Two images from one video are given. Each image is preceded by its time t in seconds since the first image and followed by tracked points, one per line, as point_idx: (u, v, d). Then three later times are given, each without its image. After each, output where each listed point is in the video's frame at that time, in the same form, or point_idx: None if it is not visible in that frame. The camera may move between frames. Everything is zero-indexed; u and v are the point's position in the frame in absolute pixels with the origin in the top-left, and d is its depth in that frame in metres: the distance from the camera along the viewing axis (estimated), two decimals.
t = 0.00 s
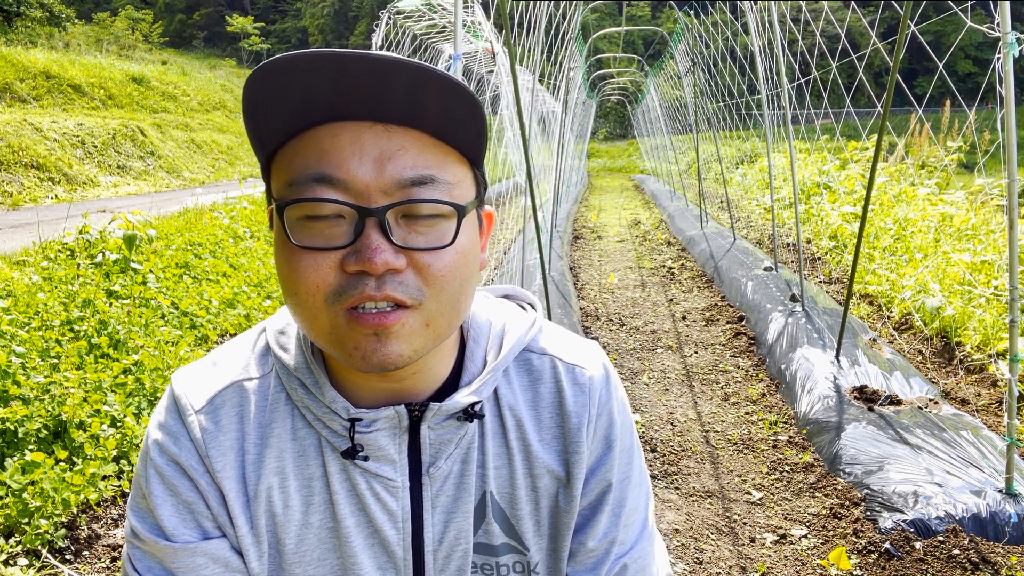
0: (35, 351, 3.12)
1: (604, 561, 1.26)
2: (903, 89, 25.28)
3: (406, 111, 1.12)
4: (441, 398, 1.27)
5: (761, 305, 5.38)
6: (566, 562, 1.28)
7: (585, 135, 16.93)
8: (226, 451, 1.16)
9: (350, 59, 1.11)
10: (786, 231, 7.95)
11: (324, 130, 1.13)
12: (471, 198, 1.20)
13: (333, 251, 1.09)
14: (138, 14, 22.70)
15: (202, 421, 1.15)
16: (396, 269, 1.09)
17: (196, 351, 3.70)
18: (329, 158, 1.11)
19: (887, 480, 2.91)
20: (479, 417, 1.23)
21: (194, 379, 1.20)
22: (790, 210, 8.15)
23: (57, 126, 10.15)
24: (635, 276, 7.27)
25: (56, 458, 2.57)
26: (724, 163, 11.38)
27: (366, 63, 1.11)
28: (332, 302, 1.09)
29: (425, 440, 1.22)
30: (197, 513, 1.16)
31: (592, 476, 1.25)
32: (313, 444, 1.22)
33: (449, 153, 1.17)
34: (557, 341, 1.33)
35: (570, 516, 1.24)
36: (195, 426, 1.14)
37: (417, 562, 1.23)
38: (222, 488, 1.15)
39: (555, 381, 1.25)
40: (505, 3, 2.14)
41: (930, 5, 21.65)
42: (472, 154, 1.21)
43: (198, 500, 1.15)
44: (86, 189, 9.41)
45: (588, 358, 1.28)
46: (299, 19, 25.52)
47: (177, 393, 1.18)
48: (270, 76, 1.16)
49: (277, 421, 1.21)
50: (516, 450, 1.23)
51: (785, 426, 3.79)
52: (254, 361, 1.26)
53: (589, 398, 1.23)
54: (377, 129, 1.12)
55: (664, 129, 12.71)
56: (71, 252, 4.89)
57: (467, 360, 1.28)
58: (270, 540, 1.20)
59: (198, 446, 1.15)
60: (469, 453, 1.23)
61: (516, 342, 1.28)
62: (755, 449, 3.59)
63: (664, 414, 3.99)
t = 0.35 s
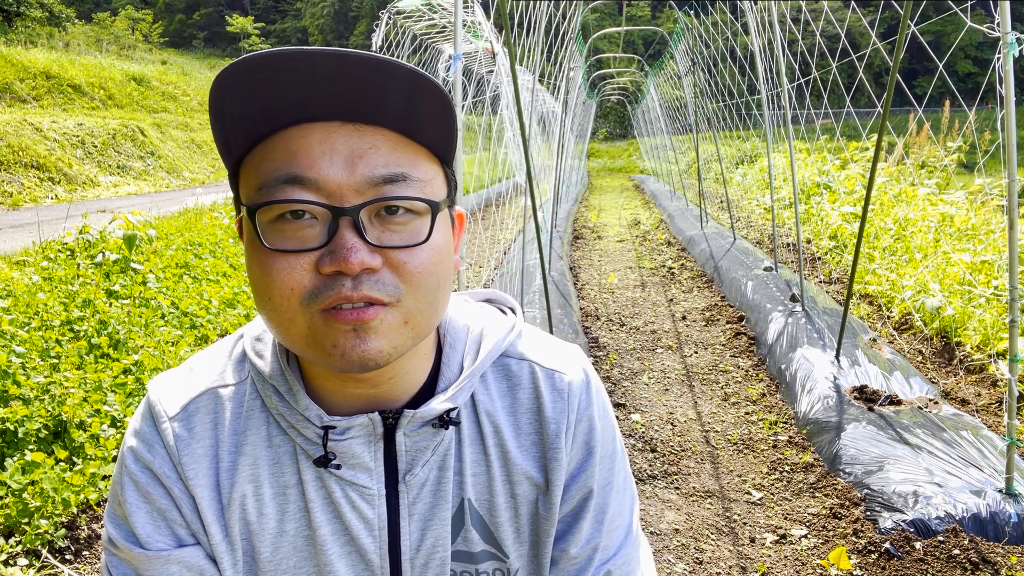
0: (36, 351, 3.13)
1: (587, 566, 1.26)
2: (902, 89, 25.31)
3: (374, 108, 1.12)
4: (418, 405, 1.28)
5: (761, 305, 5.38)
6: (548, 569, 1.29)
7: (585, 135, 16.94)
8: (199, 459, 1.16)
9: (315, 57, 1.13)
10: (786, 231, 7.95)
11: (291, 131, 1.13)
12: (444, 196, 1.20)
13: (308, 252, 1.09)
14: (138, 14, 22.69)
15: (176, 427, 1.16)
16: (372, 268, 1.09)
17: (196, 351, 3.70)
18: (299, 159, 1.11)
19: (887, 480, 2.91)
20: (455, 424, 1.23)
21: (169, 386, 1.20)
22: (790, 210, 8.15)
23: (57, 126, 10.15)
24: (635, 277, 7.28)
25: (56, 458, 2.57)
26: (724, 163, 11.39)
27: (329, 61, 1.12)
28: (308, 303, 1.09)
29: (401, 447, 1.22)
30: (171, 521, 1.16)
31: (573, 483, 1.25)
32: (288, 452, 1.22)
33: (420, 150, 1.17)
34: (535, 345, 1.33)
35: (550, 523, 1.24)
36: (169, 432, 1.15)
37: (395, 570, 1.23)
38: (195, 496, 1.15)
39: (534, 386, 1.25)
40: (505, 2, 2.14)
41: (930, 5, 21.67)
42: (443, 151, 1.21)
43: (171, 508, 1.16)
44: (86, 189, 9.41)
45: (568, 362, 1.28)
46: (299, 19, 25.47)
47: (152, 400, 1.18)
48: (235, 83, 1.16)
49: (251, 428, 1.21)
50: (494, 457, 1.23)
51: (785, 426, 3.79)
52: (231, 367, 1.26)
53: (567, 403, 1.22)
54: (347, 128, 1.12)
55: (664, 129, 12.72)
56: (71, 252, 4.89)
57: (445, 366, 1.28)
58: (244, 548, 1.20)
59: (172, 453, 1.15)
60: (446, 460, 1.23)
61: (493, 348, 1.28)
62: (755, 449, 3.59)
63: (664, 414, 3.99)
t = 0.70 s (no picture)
0: (36, 352, 3.13)
1: (587, 569, 1.26)
2: (902, 89, 25.34)
3: (381, 123, 1.10)
4: (422, 404, 1.27)
5: (761, 305, 5.38)
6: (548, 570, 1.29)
7: (585, 135, 16.94)
8: (205, 453, 1.16)
9: (322, 71, 1.09)
10: (786, 231, 7.95)
11: (299, 142, 1.12)
12: (450, 205, 1.19)
13: (313, 264, 1.09)
14: (138, 14, 22.69)
15: (182, 422, 1.16)
16: (376, 282, 1.09)
17: (196, 351, 3.70)
18: (306, 170, 1.10)
19: (887, 480, 2.91)
20: (458, 424, 1.23)
21: (177, 381, 1.20)
22: (790, 210, 8.15)
23: (57, 126, 10.15)
24: (635, 276, 7.27)
25: (56, 458, 2.57)
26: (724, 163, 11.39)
27: (335, 76, 1.09)
28: (313, 315, 1.09)
29: (405, 446, 1.22)
30: (176, 514, 1.17)
31: (575, 484, 1.25)
32: (293, 448, 1.21)
33: (427, 161, 1.16)
34: (540, 346, 1.33)
35: (551, 524, 1.24)
36: (175, 427, 1.15)
37: (395, 568, 1.23)
38: (200, 489, 1.16)
39: (538, 388, 1.25)
40: (505, 3, 2.13)
41: (930, 5, 21.67)
42: (450, 161, 1.20)
43: (176, 501, 1.16)
44: (86, 189, 9.41)
45: (573, 366, 1.27)
46: (299, 18, 25.42)
47: (159, 394, 1.19)
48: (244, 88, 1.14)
49: (257, 425, 1.21)
50: (496, 457, 1.23)
51: (785, 426, 3.79)
52: (238, 363, 1.27)
53: (571, 406, 1.22)
54: (354, 140, 1.11)
55: (664, 129, 12.71)
56: (71, 252, 4.90)
57: (449, 366, 1.28)
58: (248, 543, 1.20)
59: (177, 447, 1.15)
60: (448, 459, 1.23)
61: (498, 349, 1.28)
62: (755, 449, 3.58)
63: (664, 414, 3.99)
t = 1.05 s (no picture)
0: (36, 351, 3.13)
1: (596, 567, 1.26)
2: (902, 89, 25.36)
3: (405, 114, 1.12)
4: (434, 402, 1.28)
5: (761, 305, 5.38)
6: (557, 567, 1.28)
7: (585, 135, 16.95)
8: (219, 450, 1.16)
9: (349, 63, 1.11)
10: (786, 231, 7.95)
11: (322, 133, 1.13)
12: (467, 202, 1.19)
13: (332, 253, 1.09)
14: (138, 14, 22.69)
15: (197, 419, 1.16)
16: (394, 271, 1.09)
17: (196, 351, 3.69)
18: (328, 159, 1.11)
19: (887, 480, 2.92)
20: (471, 422, 1.23)
21: (192, 378, 1.20)
22: (790, 210, 8.15)
23: (57, 126, 10.14)
24: (635, 276, 7.28)
25: (56, 458, 2.57)
26: (724, 163, 11.39)
27: (363, 67, 1.11)
28: (329, 303, 1.09)
29: (417, 443, 1.22)
30: (190, 510, 1.16)
31: (584, 482, 1.25)
32: (306, 445, 1.22)
33: (447, 156, 1.17)
34: (551, 346, 1.33)
35: (561, 522, 1.24)
36: (189, 423, 1.15)
37: (406, 565, 1.23)
38: (214, 485, 1.16)
39: (548, 387, 1.25)
40: (506, 3, 2.13)
41: (930, 5, 21.67)
42: (469, 158, 1.21)
43: (190, 497, 1.16)
44: (86, 189, 9.42)
45: (583, 364, 1.28)
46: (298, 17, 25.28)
47: (173, 391, 1.18)
48: (272, 77, 1.15)
49: (271, 422, 1.21)
50: (507, 455, 1.23)
51: (785, 426, 3.79)
52: (251, 361, 1.27)
53: (582, 404, 1.23)
54: (376, 132, 1.12)
55: (664, 129, 12.71)
56: (71, 251, 4.90)
57: (462, 365, 1.28)
58: (261, 540, 1.20)
59: (192, 443, 1.15)
60: (460, 457, 1.24)
61: (510, 348, 1.28)
62: (755, 449, 3.59)
63: (664, 414, 3.99)
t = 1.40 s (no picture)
0: (36, 351, 3.13)
1: (599, 567, 1.26)
2: (902, 89, 25.38)
3: (415, 113, 1.13)
4: (440, 402, 1.28)
5: (761, 305, 5.38)
6: (561, 567, 1.28)
7: (585, 135, 16.95)
8: (226, 447, 1.16)
9: (363, 62, 1.12)
10: (786, 231, 7.95)
11: (334, 131, 1.14)
12: (475, 202, 1.20)
13: (340, 248, 1.09)
14: (138, 14, 22.68)
15: (203, 415, 1.16)
16: (401, 268, 1.09)
17: (196, 351, 3.69)
18: (338, 156, 1.11)
19: (887, 480, 2.92)
20: (476, 421, 1.24)
21: (199, 375, 1.21)
22: (790, 210, 8.15)
23: (57, 126, 10.14)
24: (635, 276, 7.27)
25: (56, 458, 2.57)
26: (724, 163, 11.39)
27: (375, 66, 1.12)
28: (337, 299, 1.09)
29: (423, 442, 1.23)
30: (195, 507, 1.16)
31: (589, 482, 1.25)
32: (312, 443, 1.22)
33: (456, 157, 1.18)
34: (556, 346, 1.34)
35: (565, 521, 1.24)
36: (196, 420, 1.15)
37: (410, 563, 1.23)
38: (221, 482, 1.15)
39: (554, 387, 1.26)
40: (505, 3, 2.13)
41: (930, 5, 21.66)
42: (478, 159, 1.21)
43: (196, 494, 1.15)
44: (86, 189, 9.42)
45: (588, 364, 1.29)
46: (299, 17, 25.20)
47: (180, 388, 1.18)
48: (283, 75, 1.16)
49: (277, 419, 1.21)
50: (513, 454, 1.23)
51: (785, 426, 3.79)
52: (257, 359, 1.27)
53: (587, 404, 1.23)
54: (386, 131, 1.13)
55: (664, 129, 12.71)
56: (71, 252, 4.90)
57: (467, 364, 1.29)
58: (266, 537, 1.20)
59: (198, 440, 1.15)
60: (465, 456, 1.24)
61: (516, 348, 1.28)
62: (755, 449, 3.58)
63: (664, 414, 3.99)
